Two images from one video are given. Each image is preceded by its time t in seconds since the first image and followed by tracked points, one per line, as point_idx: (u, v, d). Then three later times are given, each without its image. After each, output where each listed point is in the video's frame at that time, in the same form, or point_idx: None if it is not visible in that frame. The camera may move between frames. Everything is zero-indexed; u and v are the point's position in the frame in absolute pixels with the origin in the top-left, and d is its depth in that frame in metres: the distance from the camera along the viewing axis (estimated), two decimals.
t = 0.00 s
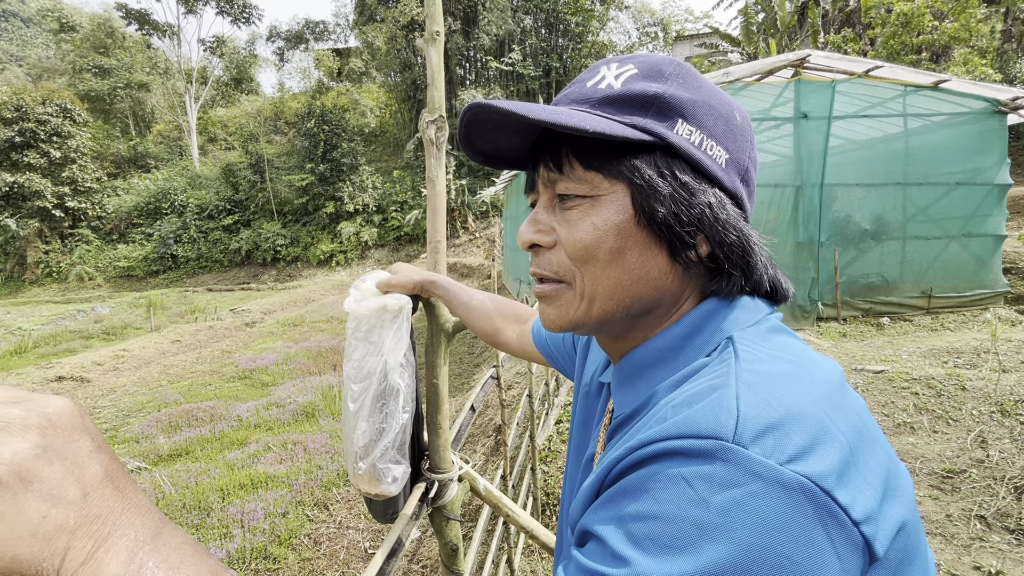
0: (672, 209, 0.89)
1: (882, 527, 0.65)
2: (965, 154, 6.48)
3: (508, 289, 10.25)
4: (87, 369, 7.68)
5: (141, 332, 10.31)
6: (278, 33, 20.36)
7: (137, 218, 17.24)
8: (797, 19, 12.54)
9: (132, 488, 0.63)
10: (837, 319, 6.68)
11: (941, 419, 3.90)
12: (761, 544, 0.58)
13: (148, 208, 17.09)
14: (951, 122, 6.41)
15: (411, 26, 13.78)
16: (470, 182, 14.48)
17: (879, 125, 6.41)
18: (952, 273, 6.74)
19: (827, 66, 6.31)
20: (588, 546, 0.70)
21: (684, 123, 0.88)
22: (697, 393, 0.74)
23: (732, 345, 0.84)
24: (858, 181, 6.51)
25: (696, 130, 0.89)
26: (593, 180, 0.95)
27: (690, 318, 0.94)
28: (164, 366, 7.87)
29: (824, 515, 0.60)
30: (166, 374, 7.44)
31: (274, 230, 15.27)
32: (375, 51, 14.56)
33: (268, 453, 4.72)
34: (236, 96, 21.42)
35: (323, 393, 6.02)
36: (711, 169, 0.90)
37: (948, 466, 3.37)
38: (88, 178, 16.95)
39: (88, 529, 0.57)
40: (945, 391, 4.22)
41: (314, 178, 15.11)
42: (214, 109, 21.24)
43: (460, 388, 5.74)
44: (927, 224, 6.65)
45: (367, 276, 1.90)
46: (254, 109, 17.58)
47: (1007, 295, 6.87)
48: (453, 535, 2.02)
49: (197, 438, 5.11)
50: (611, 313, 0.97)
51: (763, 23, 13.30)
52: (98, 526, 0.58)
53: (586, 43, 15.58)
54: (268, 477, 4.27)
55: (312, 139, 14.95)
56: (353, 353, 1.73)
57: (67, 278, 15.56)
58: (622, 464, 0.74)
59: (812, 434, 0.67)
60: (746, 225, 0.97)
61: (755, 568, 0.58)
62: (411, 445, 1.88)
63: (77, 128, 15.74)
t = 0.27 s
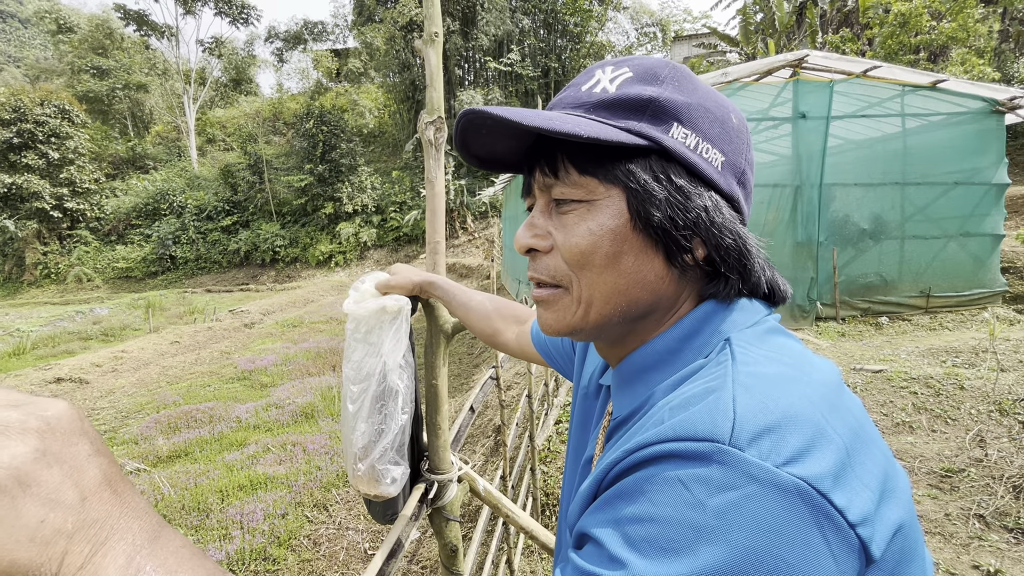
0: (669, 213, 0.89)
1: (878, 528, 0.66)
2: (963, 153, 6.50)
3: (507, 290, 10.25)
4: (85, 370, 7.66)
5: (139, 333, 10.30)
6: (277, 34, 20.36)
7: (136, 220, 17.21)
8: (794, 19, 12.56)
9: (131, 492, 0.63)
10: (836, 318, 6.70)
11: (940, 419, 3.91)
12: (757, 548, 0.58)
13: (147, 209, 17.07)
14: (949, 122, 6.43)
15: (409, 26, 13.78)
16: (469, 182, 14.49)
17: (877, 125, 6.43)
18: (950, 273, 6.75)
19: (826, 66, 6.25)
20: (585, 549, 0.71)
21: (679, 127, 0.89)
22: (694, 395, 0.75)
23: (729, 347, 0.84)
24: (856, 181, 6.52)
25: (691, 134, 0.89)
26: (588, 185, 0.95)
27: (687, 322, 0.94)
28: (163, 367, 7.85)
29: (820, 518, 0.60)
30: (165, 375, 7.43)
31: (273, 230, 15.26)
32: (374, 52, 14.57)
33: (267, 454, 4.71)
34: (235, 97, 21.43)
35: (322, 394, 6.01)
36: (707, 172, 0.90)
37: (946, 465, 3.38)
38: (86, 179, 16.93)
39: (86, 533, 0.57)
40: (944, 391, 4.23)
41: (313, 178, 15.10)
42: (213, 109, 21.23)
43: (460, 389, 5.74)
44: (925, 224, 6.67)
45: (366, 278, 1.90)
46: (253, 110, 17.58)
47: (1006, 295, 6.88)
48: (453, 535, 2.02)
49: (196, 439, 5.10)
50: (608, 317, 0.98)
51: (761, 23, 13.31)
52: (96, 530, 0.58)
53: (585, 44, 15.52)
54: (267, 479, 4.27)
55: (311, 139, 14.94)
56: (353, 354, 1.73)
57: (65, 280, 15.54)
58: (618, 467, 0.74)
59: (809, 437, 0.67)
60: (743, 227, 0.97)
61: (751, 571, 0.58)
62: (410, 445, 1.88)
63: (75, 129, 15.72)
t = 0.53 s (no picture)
0: (664, 213, 0.89)
1: (879, 530, 0.65)
2: (962, 153, 6.51)
3: (507, 290, 10.24)
4: (83, 372, 7.65)
5: (138, 334, 10.28)
6: (275, 35, 20.35)
7: (134, 220, 17.18)
8: (793, 19, 12.58)
9: (123, 497, 0.63)
10: (835, 318, 6.70)
11: (939, 418, 3.91)
12: (755, 550, 0.58)
13: (145, 209, 17.03)
14: (947, 121, 6.43)
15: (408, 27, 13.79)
16: (468, 182, 14.49)
17: (876, 125, 6.43)
18: (949, 272, 6.76)
19: (824, 66, 6.22)
20: (582, 552, 0.70)
21: (674, 126, 0.88)
22: (691, 396, 0.74)
23: (727, 347, 0.84)
24: (855, 181, 6.53)
25: (686, 133, 0.88)
26: (583, 186, 0.94)
27: (683, 322, 0.94)
28: (161, 368, 7.84)
29: (820, 519, 0.60)
30: (164, 376, 7.41)
31: (272, 231, 15.24)
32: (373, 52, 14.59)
33: (266, 455, 4.70)
34: (234, 97, 21.42)
35: (321, 395, 6.00)
36: (703, 172, 0.90)
37: (946, 464, 3.38)
38: (84, 180, 16.90)
39: (77, 538, 0.57)
40: (943, 390, 4.23)
41: (312, 179, 15.10)
42: (212, 110, 21.22)
43: (459, 390, 5.74)
44: (924, 223, 6.68)
45: (364, 278, 1.90)
46: (252, 111, 17.64)
47: (1005, 294, 6.89)
48: (452, 537, 2.02)
49: (195, 441, 5.09)
50: (605, 319, 0.97)
51: (759, 23, 13.33)
52: (88, 534, 0.57)
53: (583, 44, 15.52)
54: (266, 480, 4.26)
55: (310, 140, 14.94)
56: (351, 355, 1.73)
57: (64, 281, 15.51)
58: (616, 468, 0.74)
59: (807, 437, 0.67)
60: (740, 227, 0.97)
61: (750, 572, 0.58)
62: (409, 446, 1.88)
63: (74, 130, 15.70)
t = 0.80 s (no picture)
0: (660, 216, 0.89)
1: (875, 537, 0.65)
2: (961, 153, 6.52)
3: (506, 290, 10.24)
4: (83, 373, 7.64)
5: (138, 335, 10.28)
6: (275, 35, 20.37)
7: (134, 221, 17.18)
8: (792, 19, 12.59)
9: (123, 502, 0.63)
10: (835, 318, 6.70)
11: (938, 418, 3.91)
12: (751, 557, 0.58)
13: (145, 210, 17.02)
14: (946, 122, 6.44)
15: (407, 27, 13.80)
16: (468, 183, 14.50)
17: (875, 126, 6.44)
18: (948, 273, 6.77)
19: (823, 66, 6.20)
20: (579, 558, 0.71)
21: (670, 130, 0.88)
22: (688, 402, 0.75)
23: (725, 352, 0.84)
24: (854, 181, 6.53)
25: (682, 137, 0.89)
26: (579, 190, 0.95)
27: (679, 326, 0.94)
28: (161, 369, 7.84)
29: (817, 526, 0.60)
30: (163, 377, 7.41)
31: (271, 232, 15.24)
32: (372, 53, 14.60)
33: (265, 456, 4.70)
34: (233, 98, 21.36)
35: (321, 396, 6.00)
36: (699, 175, 0.90)
37: (945, 465, 3.38)
38: (84, 181, 16.91)
39: (78, 543, 0.57)
40: (943, 390, 4.23)
41: (312, 179, 15.12)
42: (211, 111, 21.23)
43: (459, 390, 5.74)
44: (923, 224, 6.68)
45: (364, 280, 1.90)
46: (251, 112, 17.64)
47: (1004, 294, 6.89)
48: (452, 538, 2.02)
49: (194, 442, 5.09)
50: (602, 322, 0.98)
51: (758, 23, 13.34)
52: (87, 541, 0.57)
53: (583, 44, 15.50)
54: (266, 481, 4.26)
55: (310, 140, 14.96)
56: (351, 357, 1.73)
57: (63, 282, 15.51)
58: (614, 474, 0.74)
59: (804, 444, 0.67)
60: (736, 229, 0.97)
61: None
62: (409, 447, 1.87)
63: (73, 131, 15.71)
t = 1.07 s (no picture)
0: (661, 216, 0.89)
1: (873, 535, 0.65)
2: (960, 153, 6.52)
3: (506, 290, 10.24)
4: (82, 374, 7.64)
5: (138, 336, 10.27)
6: (275, 35, 20.38)
7: (133, 222, 17.16)
8: (791, 19, 12.59)
9: (119, 502, 0.63)
10: (834, 318, 6.70)
11: (938, 418, 3.91)
12: (749, 556, 0.58)
13: (144, 211, 17.02)
14: (946, 121, 6.44)
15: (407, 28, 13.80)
16: (468, 183, 14.50)
17: (874, 126, 6.45)
18: (948, 273, 6.78)
19: (823, 66, 6.18)
20: (578, 555, 0.71)
21: (670, 129, 0.88)
22: (688, 402, 0.75)
23: (723, 351, 0.84)
24: (853, 181, 6.54)
25: (682, 137, 0.89)
26: (580, 189, 0.94)
27: (677, 327, 0.94)
28: (161, 370, 7.84)
29: (814, 525, 0.60)
30: (163, 377, 7.41)
31: (271, 232, 15.24)
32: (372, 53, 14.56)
33: (265, 457, 4.70)
34: (233, 99, 21.29)
35: (320, 396, 6.00)
36: (698, 175, 0.90)
37: (945, 464, 3.38)
38: (83, 181, 16.92)
39: (73, 544, 0.57)
40: (942, 390, 4.24)
41: (312, 180, 15.13)
42: (211, 111, 21.22)
43: (458, 390, 5.75)
44: (922, 224, 6.69)
45: (363, 280, 1.90)
46: (251, 112, 17.58)
47: (1004, 294, 6.90)
48: (451, 538, 2.02)
49: (194, 442, 5.09)
50: (602, 322, 0.97)
51: (758, 23, 13.33)
52: (82, 542, 0.58)
53: (583, 45, 15.45)
54: (266, 481, 4.26)
55: (309, 141, 14.97)
56: (350, 357, 1.73)
57: (63, 283, 15.51)
58: (613, 472, 0.74)
59: (803, 443, 0.67)
60: (734, 229, 0.97)
61: None
62: (408, 448, 1.87)
63: (73, 132, 15.71)
